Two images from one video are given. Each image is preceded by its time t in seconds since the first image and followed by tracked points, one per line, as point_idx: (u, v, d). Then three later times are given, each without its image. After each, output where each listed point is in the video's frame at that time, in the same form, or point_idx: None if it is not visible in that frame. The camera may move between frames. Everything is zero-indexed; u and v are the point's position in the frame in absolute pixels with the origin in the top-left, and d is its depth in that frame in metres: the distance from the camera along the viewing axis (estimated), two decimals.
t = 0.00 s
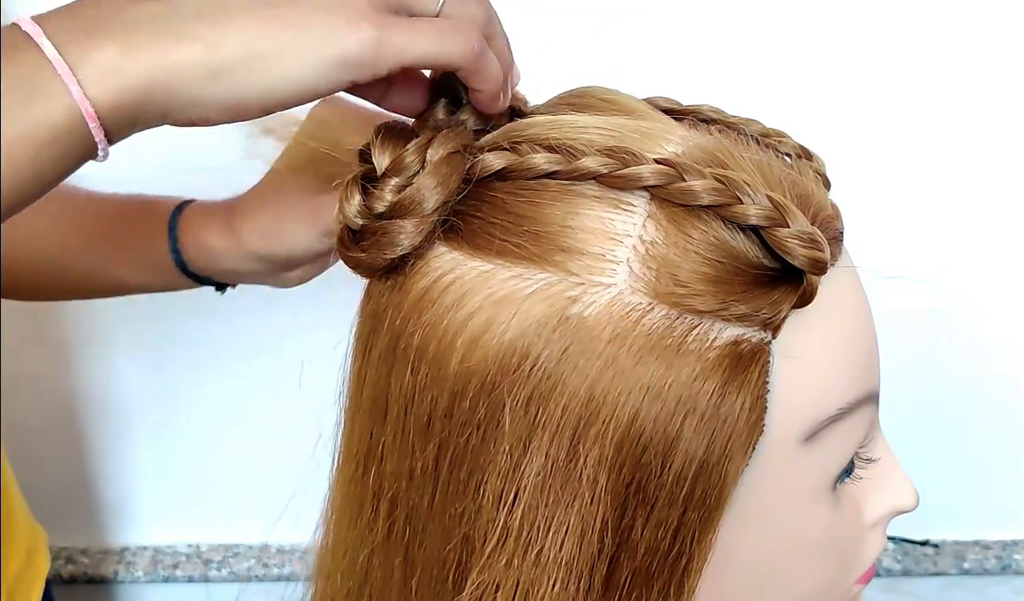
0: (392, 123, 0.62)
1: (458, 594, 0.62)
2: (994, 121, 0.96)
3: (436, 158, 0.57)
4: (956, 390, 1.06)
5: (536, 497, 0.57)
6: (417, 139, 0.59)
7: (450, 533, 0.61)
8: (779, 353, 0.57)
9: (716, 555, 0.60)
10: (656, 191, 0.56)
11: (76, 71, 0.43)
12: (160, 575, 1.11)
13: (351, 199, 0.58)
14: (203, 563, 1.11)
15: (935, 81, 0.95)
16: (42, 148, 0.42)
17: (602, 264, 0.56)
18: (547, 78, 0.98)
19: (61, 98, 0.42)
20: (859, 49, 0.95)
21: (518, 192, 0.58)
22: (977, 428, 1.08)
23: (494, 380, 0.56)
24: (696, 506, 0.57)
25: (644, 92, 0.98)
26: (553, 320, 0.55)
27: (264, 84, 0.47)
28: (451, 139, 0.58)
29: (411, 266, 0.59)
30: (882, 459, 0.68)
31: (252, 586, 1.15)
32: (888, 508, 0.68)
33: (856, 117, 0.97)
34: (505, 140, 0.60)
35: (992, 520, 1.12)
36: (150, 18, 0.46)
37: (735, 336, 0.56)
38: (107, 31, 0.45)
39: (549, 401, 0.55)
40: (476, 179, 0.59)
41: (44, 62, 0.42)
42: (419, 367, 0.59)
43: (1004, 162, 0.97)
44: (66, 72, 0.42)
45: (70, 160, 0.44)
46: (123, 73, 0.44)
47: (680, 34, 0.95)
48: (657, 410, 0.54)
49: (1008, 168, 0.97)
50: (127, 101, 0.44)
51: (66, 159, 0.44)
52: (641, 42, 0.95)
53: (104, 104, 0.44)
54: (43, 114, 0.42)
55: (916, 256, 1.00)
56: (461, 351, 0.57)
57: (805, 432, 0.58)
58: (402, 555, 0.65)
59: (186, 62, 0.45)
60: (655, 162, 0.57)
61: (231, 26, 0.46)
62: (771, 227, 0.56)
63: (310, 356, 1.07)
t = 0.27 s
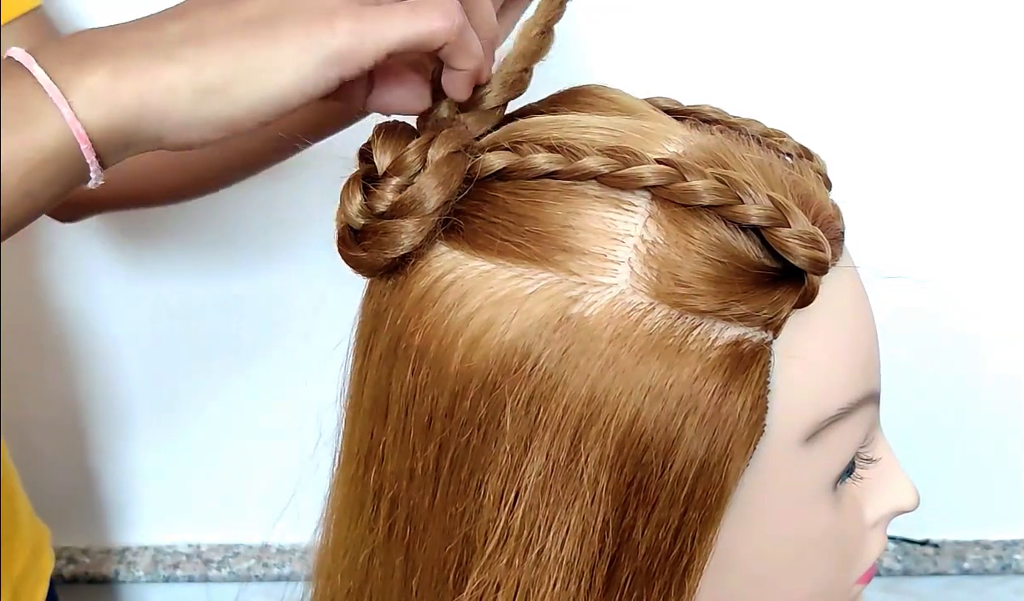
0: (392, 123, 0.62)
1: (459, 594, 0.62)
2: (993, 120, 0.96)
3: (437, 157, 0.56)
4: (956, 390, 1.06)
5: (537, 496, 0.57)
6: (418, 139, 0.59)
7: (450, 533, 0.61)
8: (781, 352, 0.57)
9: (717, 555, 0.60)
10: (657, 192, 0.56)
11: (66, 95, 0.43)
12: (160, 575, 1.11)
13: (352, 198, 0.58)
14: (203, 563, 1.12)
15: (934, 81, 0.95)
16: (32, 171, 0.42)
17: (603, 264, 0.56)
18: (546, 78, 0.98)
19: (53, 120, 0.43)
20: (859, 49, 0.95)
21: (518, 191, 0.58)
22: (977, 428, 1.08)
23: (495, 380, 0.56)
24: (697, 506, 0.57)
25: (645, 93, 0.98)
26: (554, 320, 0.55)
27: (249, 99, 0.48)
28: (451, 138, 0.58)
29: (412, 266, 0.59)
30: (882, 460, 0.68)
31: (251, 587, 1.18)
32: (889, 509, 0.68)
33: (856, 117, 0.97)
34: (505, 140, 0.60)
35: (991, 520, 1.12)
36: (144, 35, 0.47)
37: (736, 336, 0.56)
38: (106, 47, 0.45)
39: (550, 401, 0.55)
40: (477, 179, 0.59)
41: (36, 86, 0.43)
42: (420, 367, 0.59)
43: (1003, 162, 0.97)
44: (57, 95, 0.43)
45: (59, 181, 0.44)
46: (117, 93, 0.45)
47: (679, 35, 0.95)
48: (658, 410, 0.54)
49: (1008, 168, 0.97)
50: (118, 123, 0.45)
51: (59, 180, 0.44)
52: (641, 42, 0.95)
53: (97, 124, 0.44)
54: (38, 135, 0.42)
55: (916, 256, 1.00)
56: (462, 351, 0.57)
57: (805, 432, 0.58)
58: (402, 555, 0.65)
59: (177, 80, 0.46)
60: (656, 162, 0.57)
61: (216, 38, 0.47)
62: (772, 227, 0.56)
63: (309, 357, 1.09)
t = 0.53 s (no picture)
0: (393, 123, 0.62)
1: (458, 594, 0.62)
2: (993, 121, 0.96)
3: (436, 157, 0.56)
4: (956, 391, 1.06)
5: (536, 496, 0.57)
6: (418, 139, 0.59)
7: (450, 533, 0.61)
8: (780, 353, 0.57)
9: (717, 555, 0.60)
10: (657, 191, 0.56)
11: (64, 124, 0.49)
12: (160, 575, 1.11)
13: (352, 199, 0.58)
14: (203, 563, 1.11)
15: (935, 81, 0.95)
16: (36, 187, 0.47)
17: (603, 264, 0.56)
18: (546, 78, 0.98)
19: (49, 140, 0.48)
20: (859, 50, 0.95)
21: (518, 191, 0.58)
22: (977, 428, 1.08)
23: (495, 379, 0.56)
24: (697, 506, 0.57)
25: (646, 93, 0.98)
26: (554, 320, 0.55)
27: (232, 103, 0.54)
28: (451, 138, 0.58)
29: (412, 266, 0.59)
30: (882, 459, 0.68)
31: (252, 586, 1.16)
32: (889, 509, 0.68)
33: (856, 117, 0.97)
34: (505, 139, 0.60)
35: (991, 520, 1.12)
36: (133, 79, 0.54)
37: (735, 336, 0.56)
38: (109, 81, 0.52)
39: (550, 401, 0.55)
40: (477, 179, 0.59)
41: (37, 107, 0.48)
42: (420, 367, 0.59)
43: (1003, 162, 0.97)
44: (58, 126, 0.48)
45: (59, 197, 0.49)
46: (108, 120, 0.51)
47: (681, 35, 0.95)
48: (658, 410, 0.54)
49: (1008, 168, 0.97)
50: (113, 146, 0.51)
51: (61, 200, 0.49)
52: (642, 42, 0.95)
53: (91, 152, 0.50)
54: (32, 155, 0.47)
55: (915, 256, 1.00)
56: (461, 351, 0.57)
57: (805, 432, 0.58)
58: (402, 554, 0.65)
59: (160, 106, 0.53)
60: (655, 161, 0.57)
61: (190, 68, 0.54)
62: (771, 227, 0.56)
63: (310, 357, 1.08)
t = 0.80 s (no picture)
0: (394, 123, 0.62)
1: (458, 594, 0.62)
2: (992, 121, 0.96)
3: (437, 157, 0.56)
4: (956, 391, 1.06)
5: (536, 496, 0.58)
6: (418, 139, 0.59)
7: (450, 533, 0.61)
8: (780, 353, 0.57)
9: (717, 555, 0.60)
10: (657, 191, 0.56)
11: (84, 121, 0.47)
12: (160, 576, 1.11)
13: (352, 198, 0.58)
14: (203, 563, 1.11)
15: (934, 81, 0.95)
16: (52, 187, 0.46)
17: (603, 264, 0.56)
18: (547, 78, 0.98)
19: (68, 138, 0.46)
20: (859, 50, 0.95)
21: (518, 191, 0.58)
22: (977, 429, 1.08)
23: (495, 379, 0.56)
24: (697, 506, 0.57)
25: (646, 94, 0.98)
26: (553, 320, 0.55)
27: (261, 114, 0.50)
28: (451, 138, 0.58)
29: (412, 266, 0.59)
30: (882, 459, 0.68)
31: (253, 586, 1.15)
32: (889, 508, 0.68)
33: (856, 117, 0.97)
34: (505, 139, 0.60)
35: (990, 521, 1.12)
36: (156, 69, 0.50)
37: (735, 335, 0.56)
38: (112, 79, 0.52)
39: (550, 400, 0.55)
40: (477, 178, 0.59)
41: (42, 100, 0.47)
42: (420, 367, 0.59)
43: (1003, 163, 0.97)
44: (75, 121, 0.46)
45: (75, 201, 0.47)
46: (128, 115, 0.48)
47: (680, 35, 0.95)
48: (658, 409, 0.54)
49: (1007, 168, 0.97)
50: (129, 143, 0.48)
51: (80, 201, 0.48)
52: (642, 42, 0.95)
53: (108, 146, 0.47)
54: (51, 153, 0.45)
55: (915, 256, 1.00)
56: (461, 351, 0.57)
57: (805, 432, 0.58)
58: (402, 555, 0.65)
59: (182, 106, 0.49)
60: (655, 161, 0.57)
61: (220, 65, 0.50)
62: (771, 227, 0.56)
63: (308, 359, 1.06)
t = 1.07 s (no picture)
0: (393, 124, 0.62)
1: (458, 594, 0.62)
2: (992, 120, 0.96)
3: (436, 158, 0.56)
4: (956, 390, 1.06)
5: (536, 497, 0.58)
6: (417, 139, 0.59)
7: (450, 534, 0.61)
8: (780, 353, 0.57)
9: (717, 555, 0.60)
10: (656, 192, 0.56)
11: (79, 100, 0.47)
12: (160, 576, 1.11)
13: (351, 199, 0.58)
14: (203, 563, 1.11)
15: (934, 81, 0.95)
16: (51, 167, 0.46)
17: (603, 264, 0.56)
18: (547, 78, 0.98)
19: (63, 118, 0.46)
20: (860, 49, 0.95)
21: (518, 191, 0.58)
22: (977, 429, 1.08)
23: (495, 380, 0.56)
24: (697, 507, 0.57)
25: (647, 94, 0.98)
26: (553, 321, 0.55)
27: (265, 97, 0.51)
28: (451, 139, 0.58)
29: (411, 266, 0.59)
30: (882, 460, 0.68)
31: (252, 586, 1.15)
32: (889, 508, 0.68)
33: (855, 117, 0.97)
34: (504, 139, 0.60)
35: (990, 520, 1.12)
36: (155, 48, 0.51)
37: (735, 336, 0.56)
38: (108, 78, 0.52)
39: (550, 401, 0.55)
40: (477, 179, 0.59)
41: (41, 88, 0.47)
42: (420, 368, 0.59)
43: (1003, 162, 0.97)
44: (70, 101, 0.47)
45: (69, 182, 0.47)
46: (124, 97, 0.48)
47: (680, 35, 0.95)
48: (658, 410, 0.54)
49: (1007, 168, 0.97)
50: (128, 125, 0.48)
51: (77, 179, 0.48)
52: (642, 42, 0.95)
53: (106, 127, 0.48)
54: (47, 133, 0.46)
55: (915, 256, 1.00)
56: (461, 351, 0.57)
57: (805, 432, 0.58)
58: (403, 555, 0.65)
59: (182, 89, 0.49)
60: (655, 162, 0.57)
61: (216, 47, 0.50)
62: (771, 227, 0.56)
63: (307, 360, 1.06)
